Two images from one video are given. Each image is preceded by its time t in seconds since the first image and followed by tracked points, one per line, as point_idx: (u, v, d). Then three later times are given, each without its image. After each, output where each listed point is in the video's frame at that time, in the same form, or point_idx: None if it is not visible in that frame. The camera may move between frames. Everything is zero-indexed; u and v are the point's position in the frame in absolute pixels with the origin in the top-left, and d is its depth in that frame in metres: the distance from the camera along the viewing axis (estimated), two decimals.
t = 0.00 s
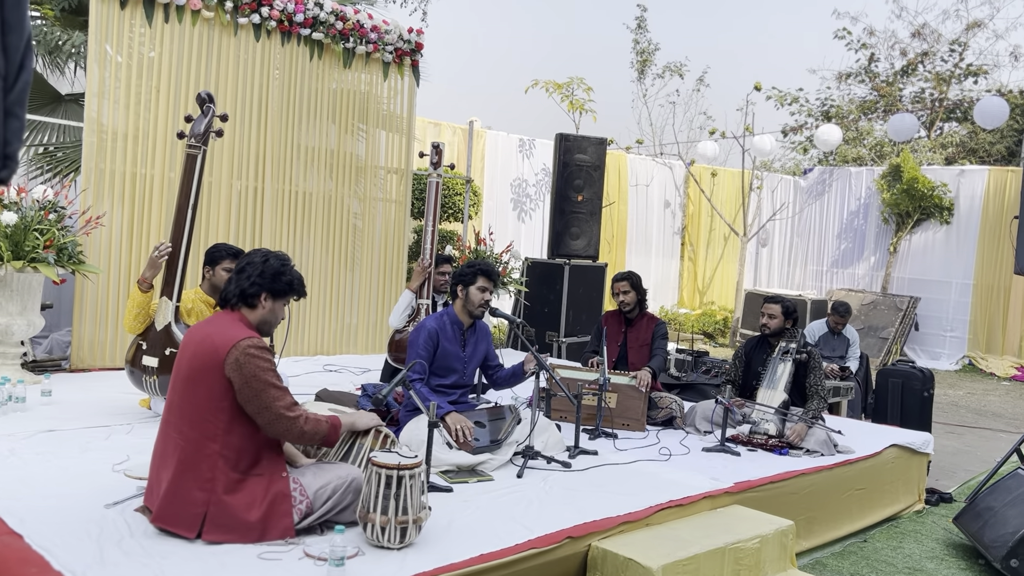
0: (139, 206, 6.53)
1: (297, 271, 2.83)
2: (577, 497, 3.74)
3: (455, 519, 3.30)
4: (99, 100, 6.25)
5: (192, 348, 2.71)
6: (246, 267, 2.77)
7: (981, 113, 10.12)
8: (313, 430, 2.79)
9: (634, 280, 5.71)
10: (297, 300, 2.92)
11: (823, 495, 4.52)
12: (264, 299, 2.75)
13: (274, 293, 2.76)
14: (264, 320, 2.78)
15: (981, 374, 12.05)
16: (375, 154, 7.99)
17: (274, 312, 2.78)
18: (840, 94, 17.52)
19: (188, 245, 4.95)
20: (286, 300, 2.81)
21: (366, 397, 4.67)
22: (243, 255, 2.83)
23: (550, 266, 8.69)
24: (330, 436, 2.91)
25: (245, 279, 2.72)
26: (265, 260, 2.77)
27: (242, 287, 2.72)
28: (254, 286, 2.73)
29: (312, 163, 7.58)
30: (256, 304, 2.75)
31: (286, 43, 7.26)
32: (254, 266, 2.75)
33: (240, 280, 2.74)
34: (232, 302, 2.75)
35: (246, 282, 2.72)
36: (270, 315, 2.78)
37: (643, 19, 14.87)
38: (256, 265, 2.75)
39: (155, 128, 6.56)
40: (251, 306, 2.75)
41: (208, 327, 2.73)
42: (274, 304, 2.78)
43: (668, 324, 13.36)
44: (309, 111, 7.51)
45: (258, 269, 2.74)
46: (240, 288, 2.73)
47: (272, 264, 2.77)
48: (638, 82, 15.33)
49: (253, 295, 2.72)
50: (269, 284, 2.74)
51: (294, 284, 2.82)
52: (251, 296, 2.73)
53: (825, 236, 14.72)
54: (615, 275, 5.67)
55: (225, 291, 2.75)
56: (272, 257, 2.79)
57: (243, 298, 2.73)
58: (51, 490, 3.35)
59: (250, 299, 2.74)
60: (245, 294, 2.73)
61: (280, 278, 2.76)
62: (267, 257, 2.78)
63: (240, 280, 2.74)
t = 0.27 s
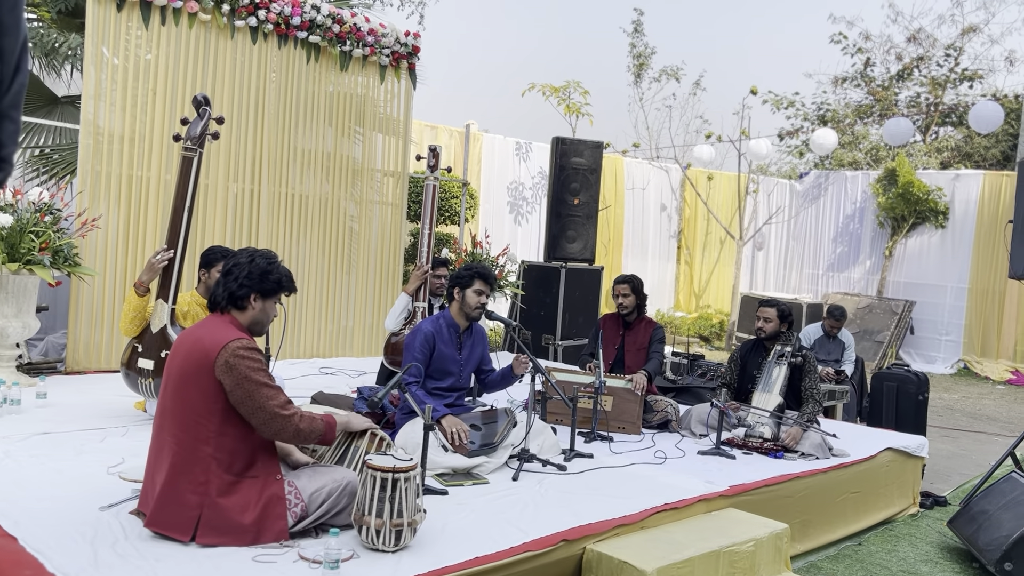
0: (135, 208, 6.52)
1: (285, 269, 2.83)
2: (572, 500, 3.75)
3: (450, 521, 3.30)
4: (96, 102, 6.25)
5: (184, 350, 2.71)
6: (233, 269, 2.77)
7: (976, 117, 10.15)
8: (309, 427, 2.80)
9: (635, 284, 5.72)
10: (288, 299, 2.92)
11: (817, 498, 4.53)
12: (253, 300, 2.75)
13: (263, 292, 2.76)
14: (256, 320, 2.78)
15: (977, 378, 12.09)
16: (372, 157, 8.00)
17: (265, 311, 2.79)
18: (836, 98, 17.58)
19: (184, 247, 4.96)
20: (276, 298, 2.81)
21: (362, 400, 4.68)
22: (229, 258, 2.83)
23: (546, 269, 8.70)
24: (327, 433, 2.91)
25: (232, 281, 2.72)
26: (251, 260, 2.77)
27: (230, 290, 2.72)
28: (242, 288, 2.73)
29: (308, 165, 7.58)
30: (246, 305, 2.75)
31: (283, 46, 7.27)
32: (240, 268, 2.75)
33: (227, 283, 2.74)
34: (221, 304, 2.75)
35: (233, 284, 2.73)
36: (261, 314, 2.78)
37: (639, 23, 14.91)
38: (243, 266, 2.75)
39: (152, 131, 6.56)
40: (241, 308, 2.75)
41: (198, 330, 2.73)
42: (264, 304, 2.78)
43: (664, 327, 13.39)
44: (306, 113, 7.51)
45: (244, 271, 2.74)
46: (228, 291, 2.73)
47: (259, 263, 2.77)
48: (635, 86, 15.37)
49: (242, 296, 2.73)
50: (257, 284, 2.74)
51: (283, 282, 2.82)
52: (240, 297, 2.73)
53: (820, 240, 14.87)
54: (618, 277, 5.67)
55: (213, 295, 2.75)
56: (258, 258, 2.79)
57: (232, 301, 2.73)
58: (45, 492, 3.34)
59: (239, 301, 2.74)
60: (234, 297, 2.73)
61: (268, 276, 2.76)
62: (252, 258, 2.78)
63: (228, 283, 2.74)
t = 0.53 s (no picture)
0: (127, 210, 6.51)
1: (278, 270, 2.82)
2: (565, 501, 3.76)
3: (443, 523, 3.31)
4: (88, 103, 6.24)
5: (177, 351, 2.70)
6: (225, 271, 2.76)
7: (967, 121, 10.21)
8: (307, 425, 2.82)
9: (634, 287, 5.73)
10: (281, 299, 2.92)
11: (809, 500, 4.55)
12: (246, 302, 2.75)
13: (256, 294, 2.76)
14: (249, 322, 2.79)
15: (968, 380, 12.14)
16: (365, 159, 8.00)
17: (259, 313, 2.79)
18: (829, 102, 17.66)
19: (176, 249, 4.95)
20: (269, 299, 2.81)
21: (354, 401, 4.69)
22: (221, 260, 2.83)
23: (540, 271, 8.71)
24: (324, 432, 2.92)
25: (224, 283, 2.72)
26: (243, 262, 2.76)
27: (223, 292, 2.72)
28: (234, 290, 2.73)
29: (301, 167, 7.58)
30: (239, 307, 2.76)
31: (276, 48, 7.26)
32: (232, 270, 2.75)
33: (220, 285, 2.74)
34: (214, 306, 2.76)
35: (226, 286, 2.72)
36: (255, 316, 2.79)
37: (633, 26, 14.96)
38: (235, 268, 2.74)
39: (144, 132, 6.55)
40: (234, 310, 2.76)
41: (191, 331, 2.73)
42: (257, 305, 2.78)
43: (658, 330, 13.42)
44: (299, 115, 7.51)
45: (236, 273, 2.74)
46: (221, 293, 2.73)
47: (251, 266, 2.76)
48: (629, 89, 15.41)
49: (235, 298, 2.73)
50: (249, 287, 2.74)
51: (276, 284, 2.81)
52: (233, 300, 2.73)
53: (813, 243, 14.94)
54: (617, 279, 5.67)
55: (206, 297, 2.76)
56: (250, 259, 2.78)
57: (225, 303, 2.74)
58: (36, 493, 3.34)
59: (232, 303, 2.74)
60: (227, 298, 2.73)
61: (261, 279, 2.75)
62: (244, 260, 2.77)
63: (220, 286, 2.74)
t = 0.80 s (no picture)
0: (120, 211, 6.49)
1: (262, 266, 2.81)
2: (558, 503, 3.76)
3: (436, 525, 3.31)
4: (80, 104, 6.22)
5: (168, 353, 2.69)
6: (210, 272, 2.75)
7: (960, 124, 10.26)
8: (298, 426, 2.82)
9: (629, 289, 5.75)
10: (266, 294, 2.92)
11: (801, 502, 4.56)
12: (234, 302, 2.75)
13: (243, 293, 2.76)
14: (239, 321, 2.79)
15: (961, 382, 12.19)
16: (359, 160, 8.00)
17: (248, 311, 2.79)
18: (823, 104, 17.72)
19: (168, 249, 4.94)
20: (257, 297, 2.81)
21: (347, 403, 4.68)
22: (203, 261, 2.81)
23: (534, 272, 8.72)
24: (316, 432, 2.93)
25: (210, 285, 2.71)
26: (227, 262, 2.75)
27: (210, 294, 2.71)
28: (222, 291, 2.72)
29: (295, 168, 7.57)
30: (227, 307, 2.75)
31: (270, 49, 7.26)
32: (217, 271, 2.73)
33: (206, 287, 2.73)
34: (201, 307, 2.75)
35: (213, 288, 2.71)
36: (244, 315, 2.79)
37: (628, 28, 15.00)
38: (220, 269, 2.73)
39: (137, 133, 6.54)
40: (223, 311, 2.76)
41: (182, 332, 2.72)
42: (246, 304, 2.78)
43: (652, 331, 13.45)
44: (293, 116, 7.51)
45: (221, 273, 2.73)
46: (208, 294, 2.73)
47: (236, 265, 2.75)
48: (623, 91, 15.44)
49: (224, 300, 2.73)
50: (236, 286, 2.74)
51: (263, 281, 2.81)
52: (221, 300, 2.73)
53: (807, 245, 14.99)
54: (611, 281, 5.70)
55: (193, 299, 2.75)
56: (234, 258, 2.77)
57: (213, 304, 2.73)
58: (27, 495, 3.33)
59: (220, 304, 2.74)
60: (215, 299, 2.73)
61: (247, 278, 2.75)
62: (228, 259, 2.76)
63: (206, 287, 2.73)
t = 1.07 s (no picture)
0: (113, 211, 6.48)
1: (245, 261, 2.81)
2: (551, 504, 3.76)
3: (428, 526, 3.31)
4: (73, 104, 6.20)
5: (158, 355, 2.69)
6: (197, 279, 2.71)
7: (952, 126, 10.31)
8: (292, 424, 2.81)
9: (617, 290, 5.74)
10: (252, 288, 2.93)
11: (794, 503, 4.58)
12: (228, 303, 2.76)
13: (235, 293, 2.76)
14: (233, 320, 2.81)
15: (953, 384, 12.24)
16: (353, 161, 8.00)
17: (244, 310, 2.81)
18: (816, 106, 17.78)
19: (161, 250, 4.92)
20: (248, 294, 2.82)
21: (341, 405, 4.68)
22: (181, 266, 2.76)
23: (528, 273, 8.73)
24: (309, 432, 2.91)
25: (201, 292, 2.69)
26: (212, 265, 2.72)
27: (204, 301, 2.71)
28: (215, 295, 2.72)
29: (289, 169, 7.56)
30: (222, 310, 2.76)
31: (264, 49, 7.24)
32: (204, 276, 2.70)
33: (197, 294, 2.71)
34: (193, 313, 2.74)
35: (204, 294, 2.70)
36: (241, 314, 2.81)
37: (622, 30, 15.03)
38: (209, 275, 2.70)
39: (130, 133, 6.53)
40: (217, 314, 2.76)
41: (173, 333, 2.71)
42: (240, 303, 2.79)
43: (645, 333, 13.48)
44: (286, 117, 7.50)
45: (210, 278, 2.71)
46: (200, 300, 2.71)
47: (223, 268, 2.73)
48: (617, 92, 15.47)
49: (218, 303, 2.73)
50: (228, 288, 2.73)
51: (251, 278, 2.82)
52: (214, 304, 2.72)
53: (800, 246, 15.04)
54: (599, 283, 5.69)
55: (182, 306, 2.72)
56: (216, 259, 2.74)
57: (206, 309, 2.72)
58: (18, 496, 3.31)
59: (214, 308, 2.74)
60: (208, 304, 2.72)
61: (238, 278, 2.75)
62: (212, 262, 2.73)
63: (196, 294, 2.71)
